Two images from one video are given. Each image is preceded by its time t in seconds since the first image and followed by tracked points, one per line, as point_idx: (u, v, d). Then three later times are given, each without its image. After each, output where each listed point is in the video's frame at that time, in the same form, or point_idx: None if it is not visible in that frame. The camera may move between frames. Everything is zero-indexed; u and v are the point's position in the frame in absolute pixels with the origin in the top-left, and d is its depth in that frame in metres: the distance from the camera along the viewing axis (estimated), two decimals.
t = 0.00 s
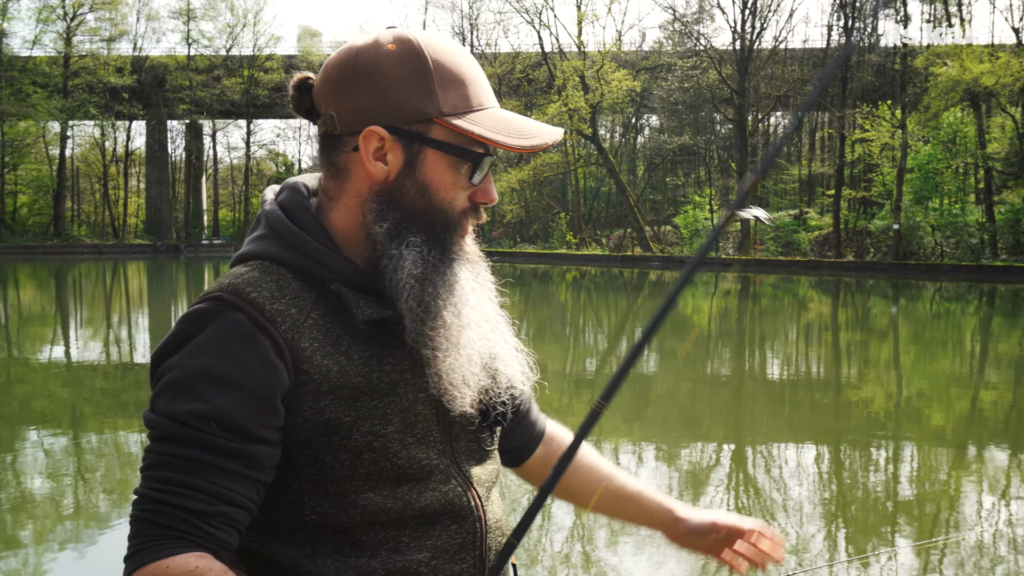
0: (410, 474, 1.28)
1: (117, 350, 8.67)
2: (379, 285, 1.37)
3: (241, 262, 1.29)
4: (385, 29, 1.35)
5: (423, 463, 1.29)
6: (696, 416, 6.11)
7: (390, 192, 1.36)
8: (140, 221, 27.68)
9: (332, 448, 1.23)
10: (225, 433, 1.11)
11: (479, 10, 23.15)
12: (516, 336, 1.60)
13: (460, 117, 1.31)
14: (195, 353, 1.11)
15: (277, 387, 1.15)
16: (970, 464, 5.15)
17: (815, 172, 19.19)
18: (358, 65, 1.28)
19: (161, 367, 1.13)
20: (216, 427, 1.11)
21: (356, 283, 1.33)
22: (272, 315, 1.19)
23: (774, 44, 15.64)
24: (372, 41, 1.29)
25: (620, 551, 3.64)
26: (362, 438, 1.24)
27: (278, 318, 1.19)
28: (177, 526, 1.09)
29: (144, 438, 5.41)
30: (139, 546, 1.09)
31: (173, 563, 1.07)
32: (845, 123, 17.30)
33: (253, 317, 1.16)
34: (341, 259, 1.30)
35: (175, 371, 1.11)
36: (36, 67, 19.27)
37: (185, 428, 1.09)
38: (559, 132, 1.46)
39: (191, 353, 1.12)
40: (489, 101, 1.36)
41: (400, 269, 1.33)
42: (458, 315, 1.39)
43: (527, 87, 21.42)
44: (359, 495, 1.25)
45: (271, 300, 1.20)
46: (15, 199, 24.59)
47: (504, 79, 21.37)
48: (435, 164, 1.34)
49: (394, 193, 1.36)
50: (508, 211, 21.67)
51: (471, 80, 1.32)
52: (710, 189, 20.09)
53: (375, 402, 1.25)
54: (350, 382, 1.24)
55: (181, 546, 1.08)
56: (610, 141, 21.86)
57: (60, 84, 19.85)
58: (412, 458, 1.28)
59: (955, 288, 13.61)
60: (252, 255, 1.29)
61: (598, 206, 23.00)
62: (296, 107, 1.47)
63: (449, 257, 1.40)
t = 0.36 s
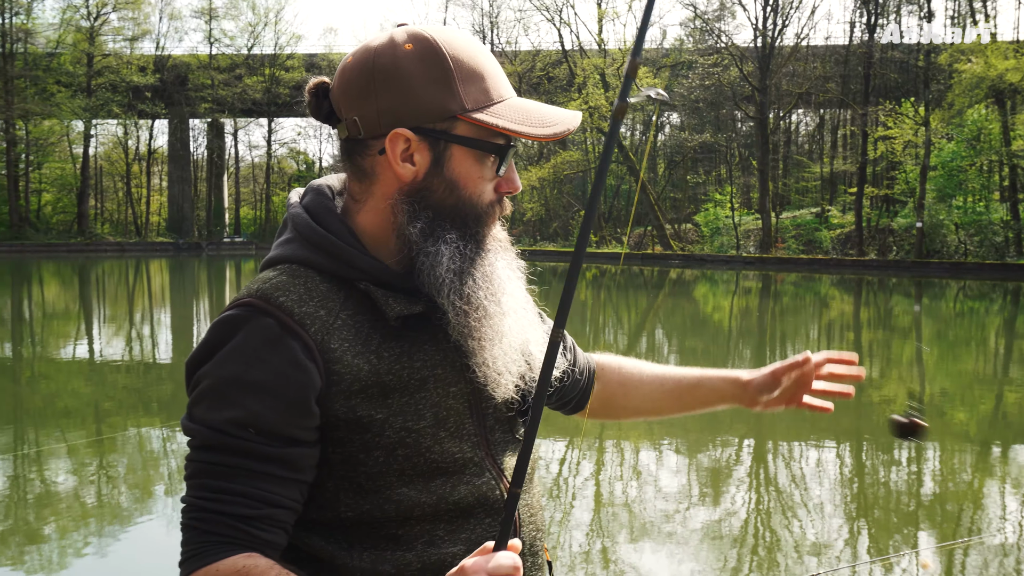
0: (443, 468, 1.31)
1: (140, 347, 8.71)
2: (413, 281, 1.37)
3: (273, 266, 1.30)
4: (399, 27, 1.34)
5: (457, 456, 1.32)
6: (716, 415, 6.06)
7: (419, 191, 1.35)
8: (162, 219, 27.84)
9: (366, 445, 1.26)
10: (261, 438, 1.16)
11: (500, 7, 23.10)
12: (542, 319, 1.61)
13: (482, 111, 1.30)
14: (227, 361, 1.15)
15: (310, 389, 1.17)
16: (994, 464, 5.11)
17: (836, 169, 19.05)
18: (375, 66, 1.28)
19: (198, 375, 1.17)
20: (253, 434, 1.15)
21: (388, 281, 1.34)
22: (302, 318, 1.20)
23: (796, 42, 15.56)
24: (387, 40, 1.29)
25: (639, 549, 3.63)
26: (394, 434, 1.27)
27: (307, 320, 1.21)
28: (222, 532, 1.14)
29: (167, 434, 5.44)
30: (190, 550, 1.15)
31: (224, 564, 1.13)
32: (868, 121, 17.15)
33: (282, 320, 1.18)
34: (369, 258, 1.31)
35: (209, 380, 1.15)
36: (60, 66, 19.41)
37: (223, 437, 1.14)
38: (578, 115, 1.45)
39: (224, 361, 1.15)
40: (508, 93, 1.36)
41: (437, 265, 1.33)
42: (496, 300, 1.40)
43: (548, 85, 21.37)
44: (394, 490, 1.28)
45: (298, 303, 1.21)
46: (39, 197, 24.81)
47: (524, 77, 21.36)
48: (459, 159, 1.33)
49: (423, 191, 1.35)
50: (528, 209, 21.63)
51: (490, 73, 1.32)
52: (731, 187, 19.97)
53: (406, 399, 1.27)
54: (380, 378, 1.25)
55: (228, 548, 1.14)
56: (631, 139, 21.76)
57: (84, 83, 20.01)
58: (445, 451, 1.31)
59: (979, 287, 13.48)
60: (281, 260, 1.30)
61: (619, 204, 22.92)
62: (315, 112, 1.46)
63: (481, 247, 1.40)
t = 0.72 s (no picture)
0: (468, 468, 1.28)
1: (158, 347, 8.74)
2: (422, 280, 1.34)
3: (291, 269, 1.30)
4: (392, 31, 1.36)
5: (482, 456, 1.29)
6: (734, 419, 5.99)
7: (416, 184, 1.33)
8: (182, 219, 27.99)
9: (388, 445, 1.23)
10: (276, 434, 1.13)
11: (519, 9, 23.11)
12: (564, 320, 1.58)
13: (468, 96, 1.28)
14: (246, 358, 1.14)
15: (327, 387, 1.15)
16: (1013, 471, 5.07)
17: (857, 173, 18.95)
18: (366, 70, 1.30)
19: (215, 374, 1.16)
20: (267, 430, 1.13)
21: (402, 280, 1.31)
22: (321, 319, 1.18)
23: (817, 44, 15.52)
24: (374, 45, 1.31)
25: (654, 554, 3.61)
26: (416, 434, 1.24)
27: (327, 321, 1.19)
28: (229, 525, 1.12)
29: (185, 434, 5.45)
30: (201, 540, 1.13)
31: (227, 555, 1.10)
32: (888, 124, 17.04)
33: (299, 320, 1.16)
34: (386, 257, 1.29)
35: (227, 376, 1.15)
36: (82, 66, 19.58)
37: (244, 435, 1.13)
38: (581, 91, 1.40)
39: (242, 359, 1.14)
40: (497, 73, 1.32)
41: (431, 266, 1.30)
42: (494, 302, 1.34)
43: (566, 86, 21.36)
44: (416, 490, 1.25)
45: (317, 304, 1.19)
46: (61, 196, 25.03)
47: (543, 78, 21.39)
48: (448, 147, 1.30)
49: (422, 184, 1.33)
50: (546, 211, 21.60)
51: (474, 57, 1.30)
52: (750, 190, 19.86)
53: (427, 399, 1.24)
54: (402, 376, 1.23)
55: (232, 541, 1.11)
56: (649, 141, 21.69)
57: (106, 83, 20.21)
58: (470, 451, 1.28)
59: (1001, 292, 13.37)
60: (305, 261, 1.29)
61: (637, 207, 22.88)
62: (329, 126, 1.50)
63: (483, 244, 1.36)
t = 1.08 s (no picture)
0: (477, 468, 1.24)
1: (173, 349, 8.75)
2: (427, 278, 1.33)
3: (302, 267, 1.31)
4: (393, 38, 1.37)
5: (490, 456, 1.25)
6: (748, 423, 5.91)
7: (422, 180, 1.34)
8: (196, 221, 28.11)
9: (394, 440, 1.20)
10: (301, 423, 1.13)
11: (533, 12, 23.13)
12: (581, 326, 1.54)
13: (468, 90, 1.27)
14: (266, 345, 1.14)
15: (344, 372, 1.15)
16: None
17: (872, 176, 18.83)
18: (371, 75, 1.32)
19: (234, 362, 1.17)
20: (296, 417, 1.13)
21: (411, 274, 1.30)
22: (332, 308, 1.18)
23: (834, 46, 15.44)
24: (381, 49, 1.32)
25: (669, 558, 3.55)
26: (422, 429, 1.20)
27: (337, 311, 1.18)
28: (265, 513, 1.11)
29: (199, 436, 5.43)
30: (234, 534, 1.12)
31: (269, 546, 1.09)
32: (904, 127, 16.93)
33: (312, 307, 1.17)
34: (398, 252, 1.28)
35: (245, 365, 1.14)
36: (100, 69, 19.73)
37: (264, 420, 1.12)
38: (582, 81, 1.39)
39: (258, 347, 1.14)
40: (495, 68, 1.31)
41: (435, 261, 1.29)
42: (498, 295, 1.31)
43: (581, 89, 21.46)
44: (421, 486, 1.21)
45: (331, 294, 1.20)
46: (78, 198, 25.14)
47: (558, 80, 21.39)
48: (448, 141, 1.30)
49: (427, 180, 1.34)
50: (560, 214, 21.60)
51: (471, 54, 1.30)
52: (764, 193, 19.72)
53: (431, 395, 1.21)
54: (410, 369, 1.21)
55: (273, 530, 1.10)
56: (664, 144, 21.57)
57: (123, 86, 20.31)
58: (479, 450, 1.24)
59: (1018, 296, 13.28)
60: (318, 254, 1.29)
61: (650, 209, 22.85)
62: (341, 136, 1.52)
63: (490, 239, 1.34)
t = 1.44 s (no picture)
0: (449, 474, 1.23)
1: (165, 350, 8.74)
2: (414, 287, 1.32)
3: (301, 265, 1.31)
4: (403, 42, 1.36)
5: (465, 465, 1.24)
6: (741, 423, 5.91)
7: (415, 189, 1.32)
8: (189, 223, 28.09)
9: (367, 443, 1.20)
10: (278, 424, 1.15)
11: (526, 14, 23.16)
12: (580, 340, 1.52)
13: (467, 103, 1.26)
14: (248, 345, 1.16)
15: (316, 375, 1.16)
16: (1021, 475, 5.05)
17: (864, 176, 18.84)
18: (373, 80, 1.31)
19: (218, 360, 1.19)
20: (270, 418, 1.15)
21: (399, 282, 1.29)
22: (312, 312, 1.19)
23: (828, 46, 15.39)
24: (386, 54, 1.31)
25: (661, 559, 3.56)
26: (394, 434, 1.21)
27: (317, 314, 1.19)
28: (241, 511, 1.13)
29: (192, 438, 5.43)
30: (208, 529, 1.14)
31: (241, 543, 1.12)
32: (896, 128, 16.99)
33: (294, 310, 1.18)
34: (387, 259, 1.28)
35: (227, 365, 1.16)
36: (92, 71, 19.69)
37: (243, 419, 1.14)
38: (586, 98, 1.36)
39: (241, 346, 1.17)
40: (500, 81, 1.30)
41: (422, 272, 1.28)
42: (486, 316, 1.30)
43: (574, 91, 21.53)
44: (392, 489, 1.22)
45: (313, 297, 1.21)
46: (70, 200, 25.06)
47: (550, 82, 21.43)
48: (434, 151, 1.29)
49: (419, 190, 1.32)
50: (553, 215, 21.63)
51: (475, 66, 1.28)
52: (757, 194, 19.76)
53: (407, 400, 1.21)
54: (386, 374, 1.20)
55: (247, 527, 1.13)
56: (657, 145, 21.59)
57: (115, 88, 20.26)
58: (452, 458, 1.23)
59: (1009, 296, 13.34)
60: (313, 255, 1.30)
61: (643, 210, 22.90)
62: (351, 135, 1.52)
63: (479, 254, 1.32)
